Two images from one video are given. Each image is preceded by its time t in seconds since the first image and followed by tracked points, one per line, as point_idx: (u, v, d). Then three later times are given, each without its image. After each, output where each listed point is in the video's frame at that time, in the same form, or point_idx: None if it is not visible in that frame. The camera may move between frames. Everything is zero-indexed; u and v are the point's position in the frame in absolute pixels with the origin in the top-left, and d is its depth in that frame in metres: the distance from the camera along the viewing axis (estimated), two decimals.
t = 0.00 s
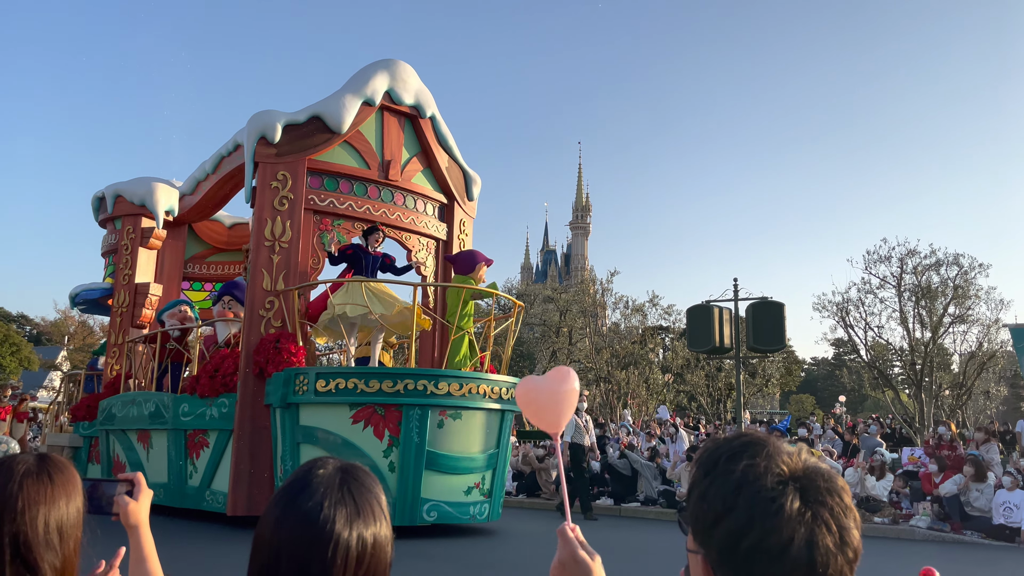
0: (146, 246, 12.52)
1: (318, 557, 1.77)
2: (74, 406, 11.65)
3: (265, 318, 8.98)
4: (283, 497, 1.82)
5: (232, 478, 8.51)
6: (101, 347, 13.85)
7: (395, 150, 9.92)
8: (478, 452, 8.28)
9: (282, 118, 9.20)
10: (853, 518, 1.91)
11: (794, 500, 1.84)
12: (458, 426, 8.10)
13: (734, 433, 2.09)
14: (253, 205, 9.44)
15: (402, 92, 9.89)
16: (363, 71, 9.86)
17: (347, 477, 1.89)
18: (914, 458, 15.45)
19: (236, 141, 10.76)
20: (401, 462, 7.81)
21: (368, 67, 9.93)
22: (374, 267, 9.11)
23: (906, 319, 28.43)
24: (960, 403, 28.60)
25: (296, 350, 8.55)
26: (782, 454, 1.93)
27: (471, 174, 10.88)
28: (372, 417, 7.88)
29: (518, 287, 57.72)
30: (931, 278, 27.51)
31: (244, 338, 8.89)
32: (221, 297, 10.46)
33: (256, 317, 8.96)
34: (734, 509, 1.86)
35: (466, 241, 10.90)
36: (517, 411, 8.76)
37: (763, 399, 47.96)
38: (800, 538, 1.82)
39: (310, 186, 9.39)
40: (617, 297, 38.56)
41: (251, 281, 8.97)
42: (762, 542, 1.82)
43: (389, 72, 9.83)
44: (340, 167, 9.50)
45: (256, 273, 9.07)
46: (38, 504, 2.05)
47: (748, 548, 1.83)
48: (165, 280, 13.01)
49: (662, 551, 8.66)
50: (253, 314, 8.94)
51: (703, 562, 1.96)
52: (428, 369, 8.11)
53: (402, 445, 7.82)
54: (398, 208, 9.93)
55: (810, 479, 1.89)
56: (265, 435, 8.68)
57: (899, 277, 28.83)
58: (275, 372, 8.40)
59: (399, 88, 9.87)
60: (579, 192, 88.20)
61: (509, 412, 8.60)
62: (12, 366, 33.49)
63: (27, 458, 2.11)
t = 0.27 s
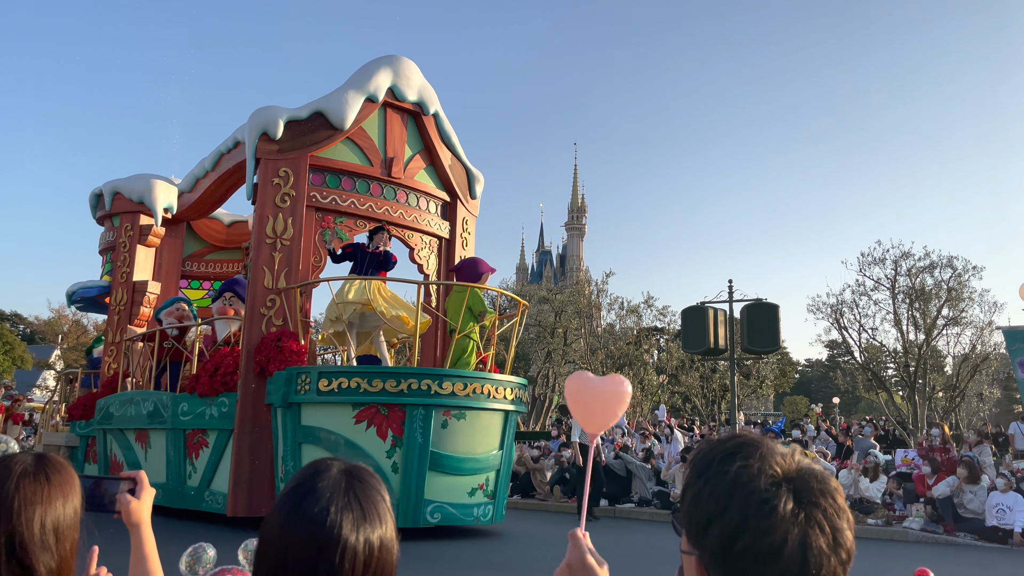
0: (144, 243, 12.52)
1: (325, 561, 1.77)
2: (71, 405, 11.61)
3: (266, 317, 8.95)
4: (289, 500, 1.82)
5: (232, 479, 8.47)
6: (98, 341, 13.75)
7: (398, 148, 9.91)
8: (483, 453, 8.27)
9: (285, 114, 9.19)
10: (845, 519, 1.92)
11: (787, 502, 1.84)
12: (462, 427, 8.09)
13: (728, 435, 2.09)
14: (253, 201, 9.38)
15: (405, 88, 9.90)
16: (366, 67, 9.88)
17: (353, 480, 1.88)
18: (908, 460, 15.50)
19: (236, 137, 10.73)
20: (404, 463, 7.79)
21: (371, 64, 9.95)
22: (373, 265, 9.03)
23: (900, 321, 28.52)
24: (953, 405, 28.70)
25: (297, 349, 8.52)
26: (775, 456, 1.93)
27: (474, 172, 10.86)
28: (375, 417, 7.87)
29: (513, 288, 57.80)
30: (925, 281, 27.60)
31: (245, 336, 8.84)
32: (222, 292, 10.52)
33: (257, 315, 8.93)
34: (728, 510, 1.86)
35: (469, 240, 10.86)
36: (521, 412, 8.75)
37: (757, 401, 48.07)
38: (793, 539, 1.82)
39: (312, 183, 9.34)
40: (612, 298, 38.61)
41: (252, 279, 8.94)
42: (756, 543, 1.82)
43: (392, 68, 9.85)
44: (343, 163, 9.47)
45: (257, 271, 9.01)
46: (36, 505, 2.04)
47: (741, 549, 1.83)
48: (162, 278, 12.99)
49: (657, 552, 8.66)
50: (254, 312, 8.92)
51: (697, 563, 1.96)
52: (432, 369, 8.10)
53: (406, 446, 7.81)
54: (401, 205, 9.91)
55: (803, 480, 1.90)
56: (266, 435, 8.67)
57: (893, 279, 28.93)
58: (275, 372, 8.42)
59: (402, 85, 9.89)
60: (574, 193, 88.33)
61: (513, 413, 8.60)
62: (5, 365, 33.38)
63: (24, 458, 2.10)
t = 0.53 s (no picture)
0: (140, 242, 12.40)
1: (329, 565, 1.75)
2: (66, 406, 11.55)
3: (266, 316, 8.92)
4: (293, 503, 1.80)
5: (232, 481, 8.43)
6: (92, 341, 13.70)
7: (400, 145, 9.88)
8: (486, 454, 8.24)
9: (286, 110, 9.16)
10: (840, 521, 1.91)
11: (781, 502, 1.83)
12: (465, 428, 8.05)
13: (722, 436, 2.08)
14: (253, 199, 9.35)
15: (407, 85, 9.88)
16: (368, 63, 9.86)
17: (356, 483, 1.86)
18: (900, 462, 15.55)
19: (235, 134, 10.70)
20: (407, 464, 7.77)
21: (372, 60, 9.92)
22: (375, 262, 8.98)
23: (893, 323, 28.62)
24: (946, 407, 28.79)
25: (298, 349, 8.54)
26: (770, 456, 1.92)
27: (476, 170, 10.84)
28: (377, 417, 7.84)
29: (507, 289, 57.90)
30: (918, 283, 27.71)
31: (245, 335, 8.81)
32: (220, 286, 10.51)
33: (257, 314, 8.90)
34: (722, 510, 1.85)
35: (471, 239, 10.85)
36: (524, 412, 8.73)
37: (750, 403, 48.16)
38: (787, 540, 1.81)
39: (312, 181, 9.32)
40: (606, 300, 38.66)
41: (252, 278, 8.92)
42: (750, 543, 1.81)
43: (394, 64, 9.82)
44: (344, 161, 9.45)
45: (257, 270, 9.00)
46: (32, 506, 2.02)
47: (735, 549, 1.82)
48: (158, 276, 12.92)
49: (652, 554, 8.65)
50: (254, 311, 8.88)
51: (691, 565, 1.95)
52: (435, 369, 8.07)
53: (409, 447, 7.78)
54: (402, 204, 9.90)
55: (797, 481, 1.89)
56: (265, 435, 8.63)
57: (887, 281, 29.03)
58: (275, 372, 8.39)
59: (404, 81, 9.86)
60: (569, 195, 88.43)
61: (517, 413, 8.58)
62: None
63: (22, 459, 2.08)
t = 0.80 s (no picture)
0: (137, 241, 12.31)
1: (327, 569, 1.77)
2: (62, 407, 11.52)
3: (266, 316, 8.90)
4: (293, 506, 1.82)
5: (231, 482, 8.41)
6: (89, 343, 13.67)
7: (401, 144, 9.86)
8: (490, 456, 8.25)
9: (286, 107, 9.13)
10: (831, 523, 1.93)
11: (773, 504, 1.86)
12: (469, 429, 8.06)
13: (714, 439, 2.10)
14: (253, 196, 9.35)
15: (408, 83, 9.81)
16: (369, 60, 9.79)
17: (356, 488, 1.87)
18: (892, 463, 15.62)
19: (233, 132, 10.69)
20: (409, 466, 7.78)
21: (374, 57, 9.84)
22: (381, 263, 9.00)
23: (885, 325, 28.74)
24: (938, 408, 28.92)
25: (299, 349, 8.52)
26: (762, 458, 1.95)
27: (477, 169, 10.87)
28: (380, 418, 7.85)
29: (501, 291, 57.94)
30: (910, 285, 27.83)
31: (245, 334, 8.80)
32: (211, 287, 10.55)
33: (257, 314, 8.88)
34: (715, 512, 1.87)
35: (472, 238, 10.90)
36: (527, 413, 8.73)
37: (744, 404, 48.28)
38: (779, 541, 1.83)
39: (313, 179, 9.35)
40: (600, 301, 38.71)
41: (252, 277, 8.92)
42: (743, 544, 1.82)
43: (396, 62, 9.73)
44: (345, 159, 9.46)
45: (257, 269, 8.99)
46: (27, 508, 2.03)
47: (727, 550, 1.83)
48: (155, 276, 12.88)
49: (646, 555, 8.68)
50: (253, 310, 8.87)
51: (683, 566, 1.96)
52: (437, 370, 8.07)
53: (411, 448, 7.79)
54: (403, 203, 9.93)
55: (789, 482, 1.91)
56: (265, 436, 8.60)
57: (879, 283, 29.16)
58: (276, 372, 8.37)
59: (405, 79, 9.80)
60: (563, 196, 88.52)
61: (521, 414, 8.59)
62: None
63: (17, 461, 2.09)
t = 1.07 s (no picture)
0: (133, 242, 12.30)
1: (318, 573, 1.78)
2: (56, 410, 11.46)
3: (265, 317, 8.88)
4: (284, 511, 1.83)
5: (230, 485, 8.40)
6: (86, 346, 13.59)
7: (401, 143, 9.88)
8: (492, 459, 8.27)
9: (285, 106, 9.08)
10: (820, 524, 1.95)
11: (761, 505, 1.87)
12: (471, 431, 8.07)
13: (705, 442, 2.12)
14: (252, 195, 9.31)
15: (408, 81, 9.82)
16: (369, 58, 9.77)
17: (348, 492, 1.88)
18: (884, 465, 15.71)
19: (231, 131, 10.67)
20: (411, 469, 7.77)
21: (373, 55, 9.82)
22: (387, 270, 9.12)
23: (877, 327, 28.87)
24: (929, 410, 29.07)
25: (299, 350, 8.48)
26: (751, 460, 1.97)
27: (477, 169, 10.88)
28: (382, 421, 7.84)
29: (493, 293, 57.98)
30: (902, 287, 27.99)
31: (244, 336, 8.76)
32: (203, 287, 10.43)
33: (256, 315, 8.86)
34: (704, 514, 1.89)
35: (472, 239, 10.93)
36: (531, 415, 8.73)
37: (736, 406, 48.41)
38: (767, 543, 1.84)
39: (312, 178, 9.35)
40: (593, 303, 38.78)
41: (251, 278, 8.87)
42: (732, 545, 1.84)
43: (395, 59, 9.74)
44: (345, 158, 9.46)
45: (256, 269, 8.95)
46: (18, 511, 2.03)
47: (717, 551, 1.85)
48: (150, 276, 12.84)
49: (640, 557, 8.70)
50: (252, 311, 8.84)
51: (674, 568, 1.98)
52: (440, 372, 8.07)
53: (414, 451, 7.78)
54: (404, 202, 9.94)
55: (778, 484, 1.93)
56: (264, 439, 8.58)
57: (871, 285, 29.32)
58: (276, 374, 8.34)
59: (405, 77, 9.81)
60: (556, 199, 88.61)
61: (524, 416, 8.59)
62: None
63: (8, 465, 2.09)
